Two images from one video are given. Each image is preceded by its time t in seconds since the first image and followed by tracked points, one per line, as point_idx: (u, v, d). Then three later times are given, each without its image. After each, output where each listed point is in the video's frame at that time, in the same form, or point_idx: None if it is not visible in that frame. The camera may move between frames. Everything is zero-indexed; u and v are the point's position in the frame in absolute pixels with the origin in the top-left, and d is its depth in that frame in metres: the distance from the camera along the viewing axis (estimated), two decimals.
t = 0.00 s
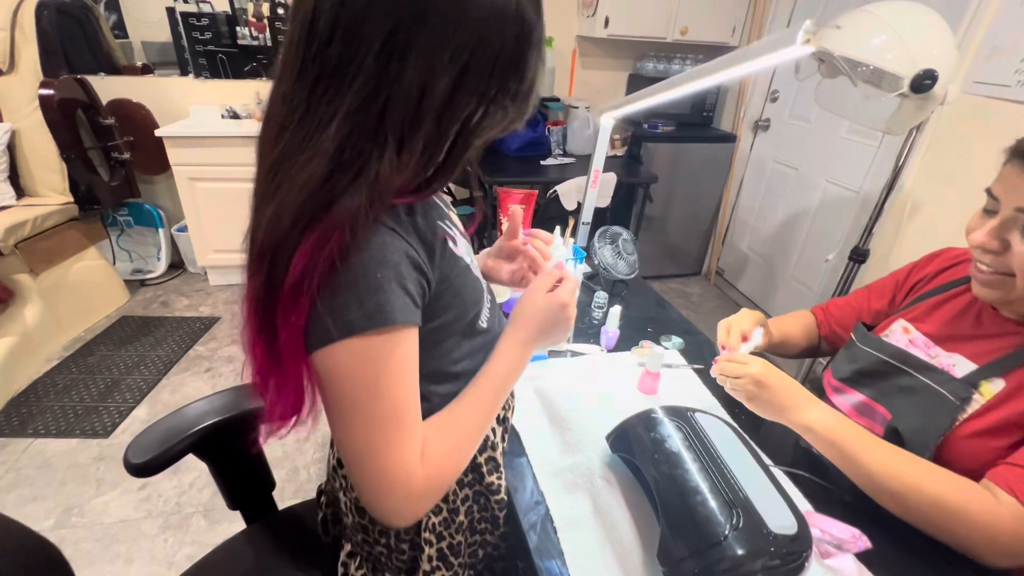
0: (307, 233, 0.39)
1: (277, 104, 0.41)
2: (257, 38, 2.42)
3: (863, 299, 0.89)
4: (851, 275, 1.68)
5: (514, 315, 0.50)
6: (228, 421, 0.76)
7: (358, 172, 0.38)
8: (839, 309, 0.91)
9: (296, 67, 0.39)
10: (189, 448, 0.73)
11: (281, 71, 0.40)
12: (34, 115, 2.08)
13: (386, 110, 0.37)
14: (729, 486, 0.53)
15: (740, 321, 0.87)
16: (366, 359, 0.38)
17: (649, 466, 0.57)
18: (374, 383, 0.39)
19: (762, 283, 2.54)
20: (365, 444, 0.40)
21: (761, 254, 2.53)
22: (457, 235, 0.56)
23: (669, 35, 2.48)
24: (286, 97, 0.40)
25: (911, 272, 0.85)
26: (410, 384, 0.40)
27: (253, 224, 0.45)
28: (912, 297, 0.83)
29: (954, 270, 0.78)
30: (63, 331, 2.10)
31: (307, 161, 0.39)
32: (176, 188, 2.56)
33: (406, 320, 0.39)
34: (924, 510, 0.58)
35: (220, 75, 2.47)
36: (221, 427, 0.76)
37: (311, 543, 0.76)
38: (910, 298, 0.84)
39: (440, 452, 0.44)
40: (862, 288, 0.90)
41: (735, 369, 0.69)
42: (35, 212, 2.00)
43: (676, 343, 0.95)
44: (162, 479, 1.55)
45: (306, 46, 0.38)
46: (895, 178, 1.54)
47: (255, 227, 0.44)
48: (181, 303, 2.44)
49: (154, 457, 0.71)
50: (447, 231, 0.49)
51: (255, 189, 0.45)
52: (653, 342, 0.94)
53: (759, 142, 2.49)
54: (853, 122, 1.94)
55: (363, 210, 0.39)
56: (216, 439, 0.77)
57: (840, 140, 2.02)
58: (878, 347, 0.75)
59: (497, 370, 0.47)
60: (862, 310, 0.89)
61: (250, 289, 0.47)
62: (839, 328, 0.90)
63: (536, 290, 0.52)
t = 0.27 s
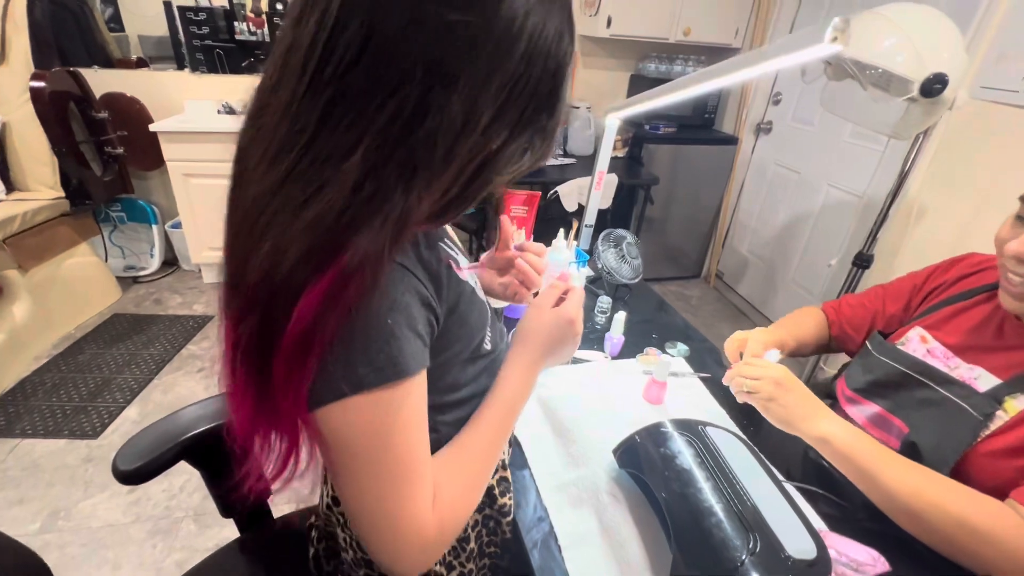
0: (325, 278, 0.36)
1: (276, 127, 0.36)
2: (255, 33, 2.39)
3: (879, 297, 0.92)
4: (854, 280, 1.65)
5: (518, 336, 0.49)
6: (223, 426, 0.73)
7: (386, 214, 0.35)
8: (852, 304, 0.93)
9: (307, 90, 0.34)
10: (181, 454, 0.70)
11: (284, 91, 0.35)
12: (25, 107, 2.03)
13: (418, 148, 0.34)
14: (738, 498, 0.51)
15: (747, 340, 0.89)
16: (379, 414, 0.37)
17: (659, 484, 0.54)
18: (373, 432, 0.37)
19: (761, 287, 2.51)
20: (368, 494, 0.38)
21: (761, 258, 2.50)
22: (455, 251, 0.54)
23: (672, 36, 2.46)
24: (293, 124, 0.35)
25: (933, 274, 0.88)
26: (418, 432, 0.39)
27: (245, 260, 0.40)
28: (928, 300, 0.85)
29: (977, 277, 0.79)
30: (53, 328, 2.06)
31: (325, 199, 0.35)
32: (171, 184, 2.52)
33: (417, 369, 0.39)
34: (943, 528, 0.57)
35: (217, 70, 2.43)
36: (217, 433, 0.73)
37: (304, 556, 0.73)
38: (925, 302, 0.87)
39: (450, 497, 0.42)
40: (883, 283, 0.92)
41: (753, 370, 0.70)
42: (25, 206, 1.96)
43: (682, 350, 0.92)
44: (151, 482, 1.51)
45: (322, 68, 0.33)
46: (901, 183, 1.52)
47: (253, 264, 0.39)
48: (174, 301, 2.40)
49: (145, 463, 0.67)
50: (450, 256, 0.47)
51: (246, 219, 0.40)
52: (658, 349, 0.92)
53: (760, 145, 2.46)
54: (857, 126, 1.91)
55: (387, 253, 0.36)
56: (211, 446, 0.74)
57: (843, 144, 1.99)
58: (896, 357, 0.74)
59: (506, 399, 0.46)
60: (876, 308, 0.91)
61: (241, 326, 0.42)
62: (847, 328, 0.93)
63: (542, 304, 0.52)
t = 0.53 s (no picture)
0: (356, 353, 0.33)
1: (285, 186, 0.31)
2: (253, 35, 2.36)
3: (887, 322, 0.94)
4: (854, 290, 1.63)
5: (533, 365, 0.53)
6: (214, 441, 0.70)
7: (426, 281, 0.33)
8: (858, 332, 0.96)
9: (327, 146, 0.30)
10: (169, 470, 0.67)
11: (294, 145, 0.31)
12: (17, 108, 2.00)
13: (462, 208, 0.31)
14: (743, 518, 0.51)
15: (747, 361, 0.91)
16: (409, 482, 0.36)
17: (665, 508, 0.53)
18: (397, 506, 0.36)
19: (758, 296, 2.50)
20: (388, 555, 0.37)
21: (760, 266, 2.49)
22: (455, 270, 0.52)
23: (672, 44, 2.45)
24: (308, 185, 0.31)
25: (942, 295, 0.90)
26: (448, 494, 0.38)
27: (246, 328, 0.36)
28: (939, 320, 0.88)
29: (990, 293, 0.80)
30: (41, 332, 2.02)
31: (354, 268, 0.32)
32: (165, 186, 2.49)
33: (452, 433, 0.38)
34: (954, 558, 0.58)
35: (214, 72, 2.41)
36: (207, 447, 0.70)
37: None
38: (936, 322, 0.89)
39: (476, 546, 0.43)
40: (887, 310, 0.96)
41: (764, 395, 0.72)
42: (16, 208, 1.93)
43: (685, 363, 0.90)
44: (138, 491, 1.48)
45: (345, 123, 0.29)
46: (903, 195, 1.50)
47: (261, 337, 0.35)
48: (167, 305, 2.37)
49: (131, 479, 0.65)
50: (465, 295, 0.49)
51: (246, 285, 0.35)
52: (660, 361, 0.90)
53: (760, 153, 2.45)
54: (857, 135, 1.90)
55: (422, 320, 0.34)
56: (201, 461, 0.71)
57: (843, 153, 1.98)
58: (906, 377, 0.75)
59: (525, 431, 0.49)
60: (885, 332, 0.94)
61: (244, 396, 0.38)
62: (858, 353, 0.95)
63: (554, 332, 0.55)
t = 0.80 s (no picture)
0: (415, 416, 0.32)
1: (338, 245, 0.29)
2: (254, 36, 2.35)
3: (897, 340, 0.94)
4: (856, 298, 1.63)
5: (550, 385, 0.56)
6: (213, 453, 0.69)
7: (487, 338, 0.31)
8: (868, 352, 0.97)
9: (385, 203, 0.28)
10: (167, 481, 0.66)
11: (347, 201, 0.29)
12: (15, 108, 1.98)
13: (525, 263, 0.30)
14: (749, 526, 0.52)
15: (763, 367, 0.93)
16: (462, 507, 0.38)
17: (673, 525, 0.52)
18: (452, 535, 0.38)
19: (757, 302, 2.49)
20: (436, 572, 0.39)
21: (760, 272, 2.47)
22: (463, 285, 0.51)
23: (674, 49, 2.45)
24: (365, 245, 0.29)
25: (948, 309, 0.89)
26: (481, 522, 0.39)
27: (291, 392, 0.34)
28: (946, 334, 0.87)
29: (995, 306, 0.80)
30: (37, 334, 2.00)
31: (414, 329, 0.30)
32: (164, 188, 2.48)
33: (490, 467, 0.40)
34: None
35: (214, 73, 2.39)
36: (206, 459, 0.68)
37: None
38: (942, 336, 0.88)
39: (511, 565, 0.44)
40: (895, 328, 0.96)
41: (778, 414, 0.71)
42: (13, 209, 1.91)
43: (690, 373, 0.89)
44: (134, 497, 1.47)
45: (408, 180, 0.27)
46: (906, 203, 1.50)
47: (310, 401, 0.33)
48: (164, 308, 2.35)
49: (128, 491, 0.63)
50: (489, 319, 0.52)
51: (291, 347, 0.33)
52: (665, 372, 0.89)
53: (761, 159, 2.45)
54: (857, 142, 1.90)
55: (483, 377, 0.33)
56: (200, 473, 0.69)
57: (845, 160, 1.98)
58: (917, 392, 0.76)
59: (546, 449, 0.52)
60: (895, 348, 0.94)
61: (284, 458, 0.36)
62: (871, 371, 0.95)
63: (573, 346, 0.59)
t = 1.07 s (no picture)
0: (511, 429, 0.32)
1: (411, 267, 0.29)
2: (250, 33, 2.33)
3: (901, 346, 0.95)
4: (857, 302, 1.62)
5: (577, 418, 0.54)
6: (210, 460, 0.67)
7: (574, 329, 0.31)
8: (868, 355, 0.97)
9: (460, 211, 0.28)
10: (165, 490, 0.64)
11: (417, 220, 0.28)
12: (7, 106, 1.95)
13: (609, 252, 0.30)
14: (759, 533, 0.51)
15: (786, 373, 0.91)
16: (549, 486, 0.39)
17: (686, 538, 0.51)
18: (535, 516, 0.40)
19: (755, 305, 2.49)
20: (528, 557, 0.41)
21: (759, 274, 2.46)
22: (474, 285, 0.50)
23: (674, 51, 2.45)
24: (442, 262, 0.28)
25: (954, 317, 0.90)
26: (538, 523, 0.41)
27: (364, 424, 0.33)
28: (953, 341, 0.88)
29: (1003, 314, 0.81)
30: (29, 335, 1.98)
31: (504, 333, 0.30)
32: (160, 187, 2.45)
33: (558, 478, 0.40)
34: None
35: (210, 71, 2.36)
36: (204, 466, 0.67)
37: None
38: (950, 344, 0.89)
39: None
40: (897, 334, 0.96)
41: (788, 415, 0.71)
42: (5, 208, 1.88)
43: (694, 378, 0.88)
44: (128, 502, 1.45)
45: (479, 187, 0.27)
46: (908, 206, 1.49)
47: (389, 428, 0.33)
48: (159, 308, 2.33)
49: (124, 500, 0.62)
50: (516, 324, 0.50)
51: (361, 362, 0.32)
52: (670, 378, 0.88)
53: (760, 161, 2.44)
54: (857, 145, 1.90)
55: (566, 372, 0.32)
56: (197, 479, 0.68)
57: (844, 163, 1.98)
58: (926, 401, 0.77)
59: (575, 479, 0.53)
60: (901, 354, 0.94)
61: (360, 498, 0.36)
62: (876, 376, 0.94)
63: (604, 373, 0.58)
